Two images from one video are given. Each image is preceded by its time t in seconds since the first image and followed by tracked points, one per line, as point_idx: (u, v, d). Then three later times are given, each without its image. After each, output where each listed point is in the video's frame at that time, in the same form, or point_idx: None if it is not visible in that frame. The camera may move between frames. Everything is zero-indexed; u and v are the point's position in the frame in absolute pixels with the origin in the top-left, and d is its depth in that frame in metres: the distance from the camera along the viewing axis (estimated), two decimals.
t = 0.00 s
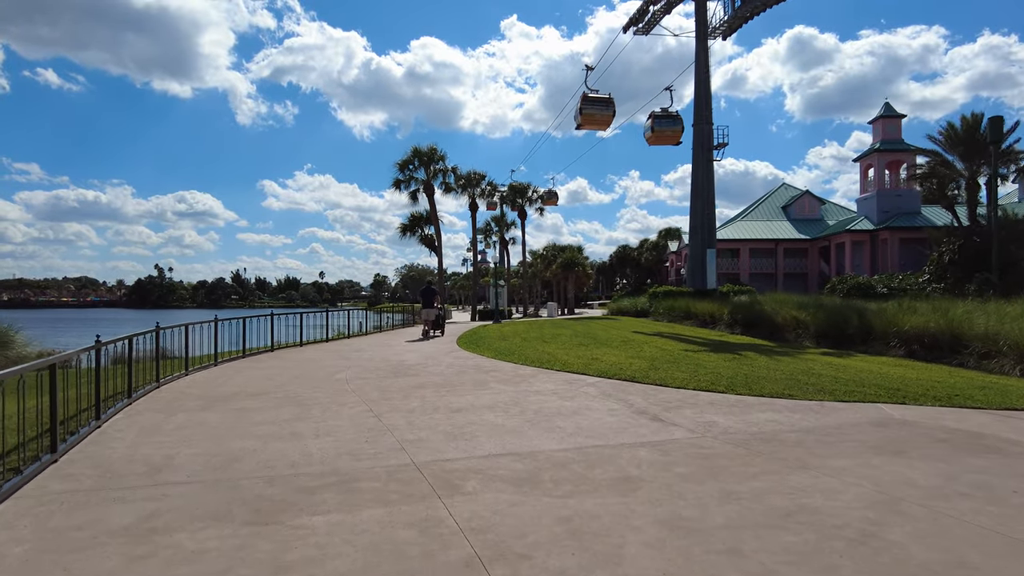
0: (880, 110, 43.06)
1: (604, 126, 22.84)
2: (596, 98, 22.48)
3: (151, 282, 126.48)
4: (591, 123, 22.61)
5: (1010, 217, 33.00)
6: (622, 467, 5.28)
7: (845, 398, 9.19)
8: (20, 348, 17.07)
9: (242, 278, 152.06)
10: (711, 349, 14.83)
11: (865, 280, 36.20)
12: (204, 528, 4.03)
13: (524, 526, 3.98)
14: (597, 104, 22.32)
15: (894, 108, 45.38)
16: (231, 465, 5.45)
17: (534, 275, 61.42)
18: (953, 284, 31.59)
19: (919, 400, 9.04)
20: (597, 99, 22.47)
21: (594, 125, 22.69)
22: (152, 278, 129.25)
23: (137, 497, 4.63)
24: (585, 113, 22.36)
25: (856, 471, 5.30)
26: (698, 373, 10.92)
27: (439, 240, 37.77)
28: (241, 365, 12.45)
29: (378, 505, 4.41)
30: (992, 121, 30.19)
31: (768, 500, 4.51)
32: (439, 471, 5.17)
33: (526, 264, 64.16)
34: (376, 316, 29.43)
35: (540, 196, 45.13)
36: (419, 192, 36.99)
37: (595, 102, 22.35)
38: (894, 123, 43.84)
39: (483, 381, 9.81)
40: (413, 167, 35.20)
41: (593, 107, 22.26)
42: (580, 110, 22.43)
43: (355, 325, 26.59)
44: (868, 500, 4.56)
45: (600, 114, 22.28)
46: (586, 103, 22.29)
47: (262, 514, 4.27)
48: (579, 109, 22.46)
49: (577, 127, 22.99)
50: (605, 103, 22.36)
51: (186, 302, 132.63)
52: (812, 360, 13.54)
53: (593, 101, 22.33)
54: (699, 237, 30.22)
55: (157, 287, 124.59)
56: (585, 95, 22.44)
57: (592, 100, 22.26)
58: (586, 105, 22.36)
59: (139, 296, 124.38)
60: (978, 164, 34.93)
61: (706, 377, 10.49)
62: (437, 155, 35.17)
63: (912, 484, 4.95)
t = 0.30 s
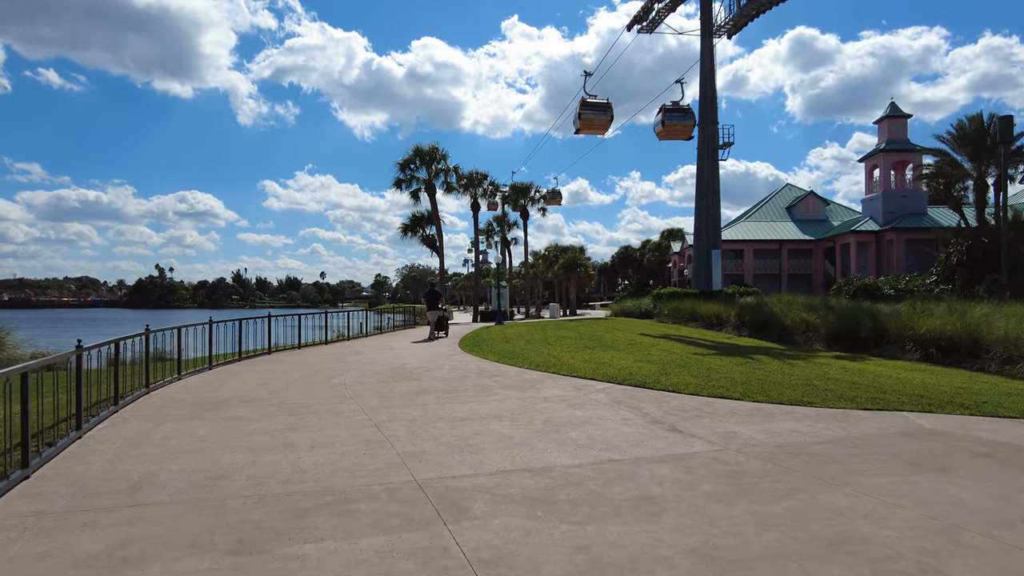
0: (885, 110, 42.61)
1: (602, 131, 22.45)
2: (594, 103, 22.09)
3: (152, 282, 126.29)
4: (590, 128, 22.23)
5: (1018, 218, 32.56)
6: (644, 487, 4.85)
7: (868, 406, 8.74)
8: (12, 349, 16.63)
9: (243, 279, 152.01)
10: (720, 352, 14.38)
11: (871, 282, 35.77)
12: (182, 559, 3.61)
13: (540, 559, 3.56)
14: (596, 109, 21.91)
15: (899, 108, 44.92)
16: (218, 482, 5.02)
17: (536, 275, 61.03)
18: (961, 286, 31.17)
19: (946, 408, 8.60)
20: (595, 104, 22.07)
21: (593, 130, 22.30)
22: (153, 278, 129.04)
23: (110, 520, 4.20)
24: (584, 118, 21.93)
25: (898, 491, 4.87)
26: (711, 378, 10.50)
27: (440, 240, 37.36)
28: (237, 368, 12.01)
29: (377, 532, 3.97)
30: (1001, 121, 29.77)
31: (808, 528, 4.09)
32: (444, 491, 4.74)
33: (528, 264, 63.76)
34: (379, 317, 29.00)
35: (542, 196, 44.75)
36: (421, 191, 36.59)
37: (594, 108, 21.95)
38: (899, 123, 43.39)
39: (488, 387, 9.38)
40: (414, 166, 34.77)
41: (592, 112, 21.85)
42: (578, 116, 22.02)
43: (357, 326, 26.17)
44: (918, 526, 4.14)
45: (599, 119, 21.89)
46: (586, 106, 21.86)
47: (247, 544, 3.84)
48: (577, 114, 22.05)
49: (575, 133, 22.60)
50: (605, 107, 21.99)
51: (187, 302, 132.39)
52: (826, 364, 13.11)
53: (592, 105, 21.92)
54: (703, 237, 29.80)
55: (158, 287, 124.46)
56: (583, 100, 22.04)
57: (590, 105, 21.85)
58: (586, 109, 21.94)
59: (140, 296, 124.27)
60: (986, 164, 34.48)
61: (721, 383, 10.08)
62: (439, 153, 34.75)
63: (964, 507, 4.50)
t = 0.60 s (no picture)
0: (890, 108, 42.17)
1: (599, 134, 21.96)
2: (591, 106, 21.66)
3: (151, 282, 125.72)
4: (587, 131, 21.78)
5: None
6: (666, 502, 4.40)
7: (891, 409, 8.28)
8: None
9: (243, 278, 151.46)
10: (729, 352, 13.94)
11: (876, 280, 35.35)
12: None
13: None
14: (593, 112, 21.47)
15: (903, 106, 44.46)
16: (195, 497, 4.56)
17: (536, 275, 60.56)
18: (968, 285, 30.77)
19: (975, 412, 8.13)
20: (592, 107, 21.63)
21: (591, 133, 21.84)
22: (152, 278, 128.47)
23: (70, 543, 3.74)
24: (580, 120, 21.52)
25: (944, 505, 4.43)
26: (724, 379, 10.05)
27: (440, 239, 36.90)
28: (229, 370, 11.54)
29: (370, 557, 3.52)
30: (1010, 117, 29.27)
31: (855, 551, 3.64)
32: (444, 508, 4.29)
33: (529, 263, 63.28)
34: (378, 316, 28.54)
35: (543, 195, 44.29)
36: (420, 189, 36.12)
37: (591, 110, 21.54)
38: (903, 121, 42.95)
39: (490, 390, 8.93)
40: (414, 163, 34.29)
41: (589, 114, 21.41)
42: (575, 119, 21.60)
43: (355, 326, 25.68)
44: (977, 549, 3.68)
45: (595, 121, 21.46)
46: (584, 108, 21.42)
47: (221, 571, 3.38)
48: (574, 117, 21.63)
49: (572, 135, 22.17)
50: (601, 110, 21.55)
51: (186, 302, 131.82)
52: (840, 365, 12.64)
53: (589, 107, 21.49)
54: (707, 235, 29.34)
55: (157, 286, 123.93)
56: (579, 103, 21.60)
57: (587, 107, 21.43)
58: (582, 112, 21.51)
59: (139, 296, 123.77)
60: (994, 161, 33.99)
61: (733, 385, 9.62)
62: (438, 151, 34.28)
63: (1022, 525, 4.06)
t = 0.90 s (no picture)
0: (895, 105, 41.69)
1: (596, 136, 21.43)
2: (588, 108, 21.21)
3: (151, 281, 125.18)
4: (584, 133, 21.31)
5: None
6: (700, 524, 3.93)
7: (923, 414, 7.80)
8: None
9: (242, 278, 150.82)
10: (740, 352, 13.47)
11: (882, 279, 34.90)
12: None
13: None
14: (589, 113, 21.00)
15: (908, 102, 43.97)
16: (173, 516, 4.10)
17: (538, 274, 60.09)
18: (976, 284, 30.41)
19: (1012, 417, 7.65)
20: (590, 108, 21.17)
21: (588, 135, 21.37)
22: (151, 277, 127.87)
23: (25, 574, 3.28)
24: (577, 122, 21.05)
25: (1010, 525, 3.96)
26: (740, 382, 9.57)
27: (440, 237, 36.42)
28: (223, 372, 11.06)
29: None
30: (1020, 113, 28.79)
31: None
32: (452, 531, 3.82)
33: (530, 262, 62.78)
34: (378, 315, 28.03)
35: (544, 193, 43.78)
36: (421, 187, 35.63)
37: (588, 111, 21.09)
38: (908, 118, 42.48)
39: (495, 393, 8.45)
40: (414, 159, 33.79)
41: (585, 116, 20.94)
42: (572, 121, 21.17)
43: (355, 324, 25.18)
44: None
45: (592, 122, 20.97)
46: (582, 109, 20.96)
47: None
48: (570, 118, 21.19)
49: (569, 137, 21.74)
50: (597, 111, 21.06)
51: (186, 301, 131.26)
52: (858, 366, 12.15)
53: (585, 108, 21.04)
54: (711, 232, 28.87)
55: (157, 286, 123.38)
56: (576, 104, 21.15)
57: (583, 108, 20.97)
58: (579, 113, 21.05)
59: (139, 295, 123.23)
60: (1001, 159, 33.53)
61: (751, 387, 9.14)
62: (438, 147, 33.78)
63: None
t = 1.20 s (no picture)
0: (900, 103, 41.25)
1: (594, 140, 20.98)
2: (587, 110, 20.76)
3: (151, 281, 124.80)
4: (582, 136, 20.85)
5: None
6: (740, 555, 3.47)
7: (955, 422, 7.34)
8: None
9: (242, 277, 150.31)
10: (752, 355, 13.02)
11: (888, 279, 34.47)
12: None
13: None
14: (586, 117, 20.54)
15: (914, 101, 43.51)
16: (146, 545, 3.65)
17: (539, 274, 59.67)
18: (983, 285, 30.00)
19: None
20: (588, 111, 20.72)
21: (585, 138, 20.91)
22: (151, 277, 127.42)
23: None
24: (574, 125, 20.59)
25: None
26: (757, 387, 9.11)
27: (441, 236, 35.98)
28: (215, 375, 10.59)
29: None
30: None
31: None
32: (459, 563, 3.37)
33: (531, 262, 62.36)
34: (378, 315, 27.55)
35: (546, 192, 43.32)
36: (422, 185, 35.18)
37: (586, 114, 20.63)
38: (913, 116, 42.03)
39: (500, 399, 7.99)
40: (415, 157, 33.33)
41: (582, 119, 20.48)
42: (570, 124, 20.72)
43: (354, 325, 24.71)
44: None
45: (590, 125, 20.49)
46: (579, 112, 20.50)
47: None
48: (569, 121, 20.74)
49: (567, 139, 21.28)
50: (595, 114, 20.59)
51: (186, 301, 130.78)
52: (876, 369, 11.69)
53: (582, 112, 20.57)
54: (716, 231, 28.41)
55: (157, 285, 122.97)
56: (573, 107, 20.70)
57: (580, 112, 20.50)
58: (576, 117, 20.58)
59: (139, 295, 122.77)
60: (1010, 158, 33.03)
61: (770, 393, 8.68)
62: (439, 146, 33.33)
63: None
